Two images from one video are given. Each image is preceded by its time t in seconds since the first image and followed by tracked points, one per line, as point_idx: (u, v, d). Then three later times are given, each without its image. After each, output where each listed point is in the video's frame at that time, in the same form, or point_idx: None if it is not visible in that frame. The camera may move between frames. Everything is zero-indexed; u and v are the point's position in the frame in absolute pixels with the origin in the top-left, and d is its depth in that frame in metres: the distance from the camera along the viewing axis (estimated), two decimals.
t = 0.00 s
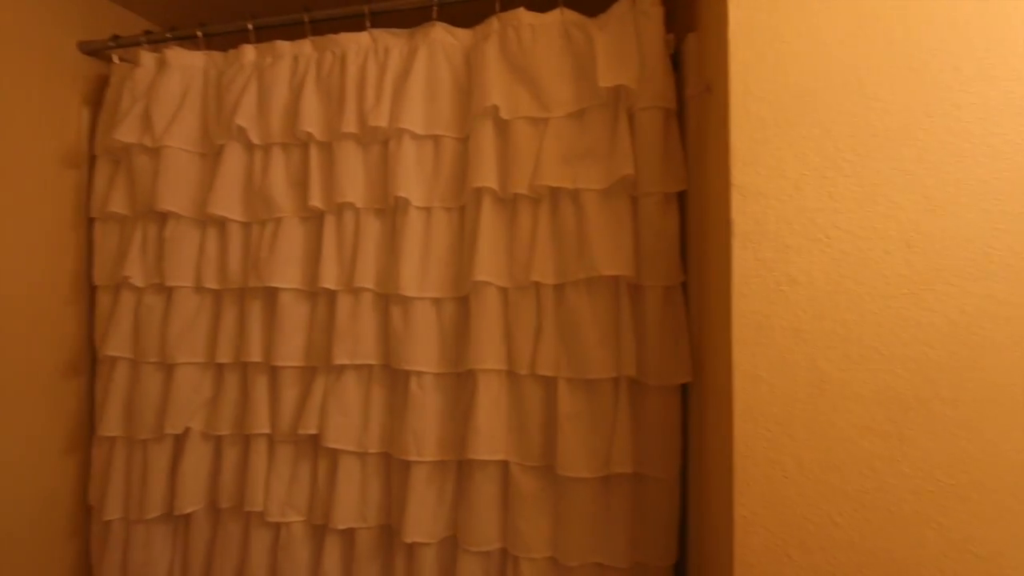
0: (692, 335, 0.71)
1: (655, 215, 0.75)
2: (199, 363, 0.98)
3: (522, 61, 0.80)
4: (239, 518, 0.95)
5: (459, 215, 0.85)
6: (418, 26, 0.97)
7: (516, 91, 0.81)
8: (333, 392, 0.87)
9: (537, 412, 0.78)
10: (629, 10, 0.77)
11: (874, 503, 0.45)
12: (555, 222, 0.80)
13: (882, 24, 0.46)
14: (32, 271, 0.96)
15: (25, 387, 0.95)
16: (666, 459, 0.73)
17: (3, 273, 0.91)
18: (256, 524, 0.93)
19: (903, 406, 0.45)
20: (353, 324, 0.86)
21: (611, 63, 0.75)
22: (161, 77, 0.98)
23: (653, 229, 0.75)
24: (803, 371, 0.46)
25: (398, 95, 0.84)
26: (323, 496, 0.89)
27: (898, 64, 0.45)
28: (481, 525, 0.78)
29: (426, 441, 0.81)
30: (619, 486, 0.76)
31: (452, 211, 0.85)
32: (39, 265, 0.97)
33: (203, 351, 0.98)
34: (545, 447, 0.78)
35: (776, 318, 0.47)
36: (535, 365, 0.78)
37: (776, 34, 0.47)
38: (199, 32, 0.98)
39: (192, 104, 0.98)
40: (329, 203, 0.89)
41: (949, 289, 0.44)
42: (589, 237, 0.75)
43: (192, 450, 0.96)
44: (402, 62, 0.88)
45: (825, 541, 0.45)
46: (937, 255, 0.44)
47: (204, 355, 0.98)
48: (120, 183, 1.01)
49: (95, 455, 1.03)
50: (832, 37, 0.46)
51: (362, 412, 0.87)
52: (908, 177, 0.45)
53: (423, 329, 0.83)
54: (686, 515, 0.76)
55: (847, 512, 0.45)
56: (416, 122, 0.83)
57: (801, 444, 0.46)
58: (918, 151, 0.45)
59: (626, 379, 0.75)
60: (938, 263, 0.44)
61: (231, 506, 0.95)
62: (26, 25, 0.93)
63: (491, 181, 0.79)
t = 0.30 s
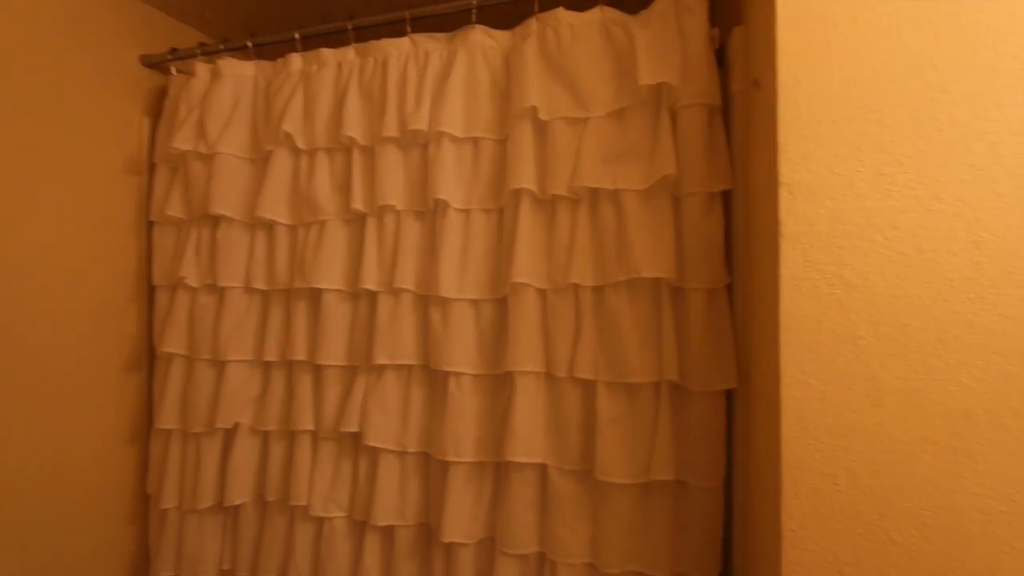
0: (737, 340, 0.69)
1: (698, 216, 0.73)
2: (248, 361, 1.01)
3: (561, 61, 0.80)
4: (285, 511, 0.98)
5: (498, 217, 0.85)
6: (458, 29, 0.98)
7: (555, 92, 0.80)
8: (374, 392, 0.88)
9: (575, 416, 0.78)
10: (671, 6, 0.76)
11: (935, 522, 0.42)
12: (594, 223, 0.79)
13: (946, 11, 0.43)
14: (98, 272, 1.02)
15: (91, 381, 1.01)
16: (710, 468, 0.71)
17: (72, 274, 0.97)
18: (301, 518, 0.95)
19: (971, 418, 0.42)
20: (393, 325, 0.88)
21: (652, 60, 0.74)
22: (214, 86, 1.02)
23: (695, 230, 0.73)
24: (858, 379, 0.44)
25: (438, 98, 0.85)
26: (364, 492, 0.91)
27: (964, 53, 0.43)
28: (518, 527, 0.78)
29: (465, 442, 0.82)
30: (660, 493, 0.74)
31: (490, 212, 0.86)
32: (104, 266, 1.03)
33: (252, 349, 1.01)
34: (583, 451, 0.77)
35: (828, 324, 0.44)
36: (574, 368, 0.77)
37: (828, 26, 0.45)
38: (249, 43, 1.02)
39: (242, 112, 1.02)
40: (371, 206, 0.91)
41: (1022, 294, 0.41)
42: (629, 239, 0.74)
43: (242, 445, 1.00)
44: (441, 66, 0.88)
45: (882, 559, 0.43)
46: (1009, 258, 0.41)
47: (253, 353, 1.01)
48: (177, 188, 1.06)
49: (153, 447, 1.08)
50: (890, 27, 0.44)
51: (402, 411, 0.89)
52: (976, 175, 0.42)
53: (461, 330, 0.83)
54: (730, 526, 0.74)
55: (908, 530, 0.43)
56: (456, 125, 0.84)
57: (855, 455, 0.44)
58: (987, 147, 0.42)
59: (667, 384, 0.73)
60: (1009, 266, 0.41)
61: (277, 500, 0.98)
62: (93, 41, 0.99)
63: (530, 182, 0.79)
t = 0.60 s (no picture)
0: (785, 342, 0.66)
1: (744, 213, 0.70)
2: (295, 357, 1.05)
3: (601, 58, 0.79)
4: (328, 503, 1.01)
5: (537, 216, 0.85)
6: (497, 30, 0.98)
7: (595, 89, 0.79)
8: (414, 389, 0.90)
9: (614, 417, 0.77)
10: None
11: (1004, 539, 0.39)
12: (635, 222, 0.78)
13: None
14: (157, 271, 1.08)
15: (151, 374, 1.07)
16: (756, 474, 0.69)
17: (134, 272, 1.03)
18: (343, 511, 0.98)
19: None
20: (433, 324, 0.89)
21: (696, 54, 0.72)
22: (264, 93, 1.06)
23: (740, 228, 0.70)
24: (919, 385, 0.41)
25: (478, 99, 0.86)
26: (405, 488, 0.92)
27: None
28: (557, 528, 0.77)
29: (503, 441, 0.82)
30: (703, 498, 0.72)
31: (529, 212, 0.85)
32: (163, 266, 1.09)
33: (298, 346, 1.05)
34: (623, 453, 0.76)
35: (884, 326, 0.42)
36: (613, 368, 0.76)
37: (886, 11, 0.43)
38: (296, 49, 1.05)
39: (290, 117, 1.06)
40: (412, 206, 0.92)
41: None
42: (671, 237, 0.72)
43: (288, 438, 1.04)
44: (481, 66, 0.89)
45: None
46: None
47: (299, 350, 1.05)
48: (229, 191, 1.10)
49: (207, 438, 1.13)
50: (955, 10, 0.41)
51: (441, 409, 0.90)
52: None
53: (500, 329, 0.83)
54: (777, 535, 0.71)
55: (973, 546, 0.40)
56: (495, 125, 0.84)
57: (915, 465, 0.41)
58: None
59: (711, 386, 0.71)
60: None
61: (322, 492, 1.01)
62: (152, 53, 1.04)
63: (569, 181, 0.78)
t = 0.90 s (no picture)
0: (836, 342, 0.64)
1: (792, 209, 0.68)
2: (338, 352, 1.08)
3: (643, 53, 0.78)
4: (370, 496, 1.04)
5: (577, 214, 0.85)
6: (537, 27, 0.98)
7: (637, 85, 0.78)
8: (454, 385, 0.91)
9: (655, 417, 0.76)
10: None
11: None
12: (677, 219, 0.76)
13: None
14: (209, 268, 1.13)
15: (203, 367, 1.12)
16: (804, 478, 0.66)
17: (189, 270, 1.08)
18: (384, 503, 1.00)
19: None
20: (472, 321, 0.90)
21: (742, 46, 0.70)
22: (310, 96, 1.10)
23: (789, 225, 0.68)
24: (986, 388, 0.39)
25: (518, 97, 0.86)
26: (444, 483, 0.94)
27: None
28: (596, 527, 0.77)
29: (542, 439, 0.82)
30: (747, 501, 0.71)
31: (569, 210, 0.85)
32: (215, 264, 1.14)
33: (341, 341, 1.08)
34: (664, 453, 0.75)
35: (947, 327, 0.40)
36: (654, 367, 0.75)
37: None
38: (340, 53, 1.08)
39: (334, 119, 1.09)
40: (453, 205, 0.93)
41: None
42: (715, 234, 0.71)
43: (332, 431, 1.07)
44: (521, 64, 0.89)
45: None
46: None
47: (342, 345, 1.08)
48: (277, 191, 1.14)
49: (254, 429, 1.18)
50: None
51: (480, 405, 0.90)
52: None
53: (539, 327, 0.84)
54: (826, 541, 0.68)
55: None
56: (535, 122, 0.84)
57: (980, 473, 0.39)
58: None
59: (756, 387, 0.69)
60: None
61: (364, 485, 1.04)
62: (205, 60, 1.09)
63: (610, 179, 0.78)
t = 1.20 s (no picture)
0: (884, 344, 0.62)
1: (838, 206, 0.66)
2: (374, 349, 1.10)
3: (682, 49, 0.77)
4: (404, 490, 1.05)
5: (613, 212, 0.84)
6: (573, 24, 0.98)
7: (675, 82, 0.77)
8: (488, 383, 0.92)
9: (692, 418, 0.75)
10: None
11: None
12: (716, 217, 0.75)
13: None
14: (252, 266, 1.17)
15: (246, 361, 1.16)
16: (848, 483, 0.65)
17: (233, 267, 1.12)
18: (418, 498, 1.01)
19: None
20: (507, 319, 0.90)
21: (786, 39, 0.68)
22: (348, 97, 1.12)
23: (834, 223, 0.66)
24: None
25: (554, 96, 0.86)
26: (477, 479, 0.95)
27: None
28: (630, 528, 0.77)
29: (576, 438, 0.82)
30: (787, 506, 0.69)
31: (605, 208, 0.85)
32: (258, 261, 1.18)
33: (378, 338, 1.10)
34: (701, 455, 0.74)
35: (1008, 328, 0.38)
36: (691, 368, 0.74)
37: None
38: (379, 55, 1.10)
39: (372, 120, 1.11)
40: (488, 204, 0.94)
41: None
42: (756, 233, 0.70)
43: (368, 426, 1.09)
44: (557, 63, 0.89)
45: None
46: None
47: (378, 342, 1.10)
48: (316, 191, 1.17)
49: (294, 422, 1.21)
50: None
51: (514, 404, 0.91)
52: None
53: (574, 325, 0.84)
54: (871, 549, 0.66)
55: None
56: (571, 121, 0.84)
57: None
58: None
59: (798, 389, 0.68)
60: None
61: (398, 479, 1.06)
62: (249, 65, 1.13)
63: (647, 177, 0.77)
